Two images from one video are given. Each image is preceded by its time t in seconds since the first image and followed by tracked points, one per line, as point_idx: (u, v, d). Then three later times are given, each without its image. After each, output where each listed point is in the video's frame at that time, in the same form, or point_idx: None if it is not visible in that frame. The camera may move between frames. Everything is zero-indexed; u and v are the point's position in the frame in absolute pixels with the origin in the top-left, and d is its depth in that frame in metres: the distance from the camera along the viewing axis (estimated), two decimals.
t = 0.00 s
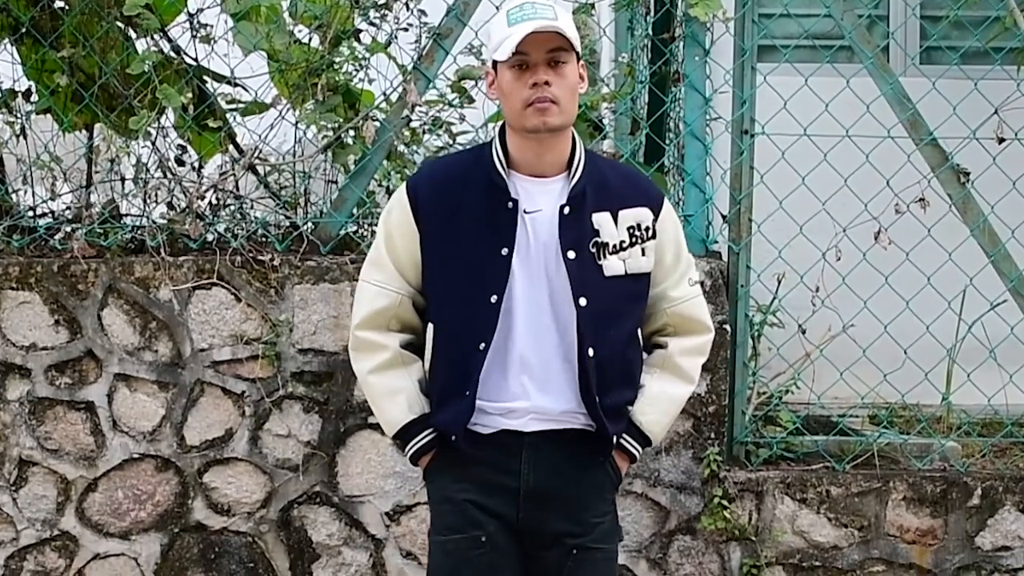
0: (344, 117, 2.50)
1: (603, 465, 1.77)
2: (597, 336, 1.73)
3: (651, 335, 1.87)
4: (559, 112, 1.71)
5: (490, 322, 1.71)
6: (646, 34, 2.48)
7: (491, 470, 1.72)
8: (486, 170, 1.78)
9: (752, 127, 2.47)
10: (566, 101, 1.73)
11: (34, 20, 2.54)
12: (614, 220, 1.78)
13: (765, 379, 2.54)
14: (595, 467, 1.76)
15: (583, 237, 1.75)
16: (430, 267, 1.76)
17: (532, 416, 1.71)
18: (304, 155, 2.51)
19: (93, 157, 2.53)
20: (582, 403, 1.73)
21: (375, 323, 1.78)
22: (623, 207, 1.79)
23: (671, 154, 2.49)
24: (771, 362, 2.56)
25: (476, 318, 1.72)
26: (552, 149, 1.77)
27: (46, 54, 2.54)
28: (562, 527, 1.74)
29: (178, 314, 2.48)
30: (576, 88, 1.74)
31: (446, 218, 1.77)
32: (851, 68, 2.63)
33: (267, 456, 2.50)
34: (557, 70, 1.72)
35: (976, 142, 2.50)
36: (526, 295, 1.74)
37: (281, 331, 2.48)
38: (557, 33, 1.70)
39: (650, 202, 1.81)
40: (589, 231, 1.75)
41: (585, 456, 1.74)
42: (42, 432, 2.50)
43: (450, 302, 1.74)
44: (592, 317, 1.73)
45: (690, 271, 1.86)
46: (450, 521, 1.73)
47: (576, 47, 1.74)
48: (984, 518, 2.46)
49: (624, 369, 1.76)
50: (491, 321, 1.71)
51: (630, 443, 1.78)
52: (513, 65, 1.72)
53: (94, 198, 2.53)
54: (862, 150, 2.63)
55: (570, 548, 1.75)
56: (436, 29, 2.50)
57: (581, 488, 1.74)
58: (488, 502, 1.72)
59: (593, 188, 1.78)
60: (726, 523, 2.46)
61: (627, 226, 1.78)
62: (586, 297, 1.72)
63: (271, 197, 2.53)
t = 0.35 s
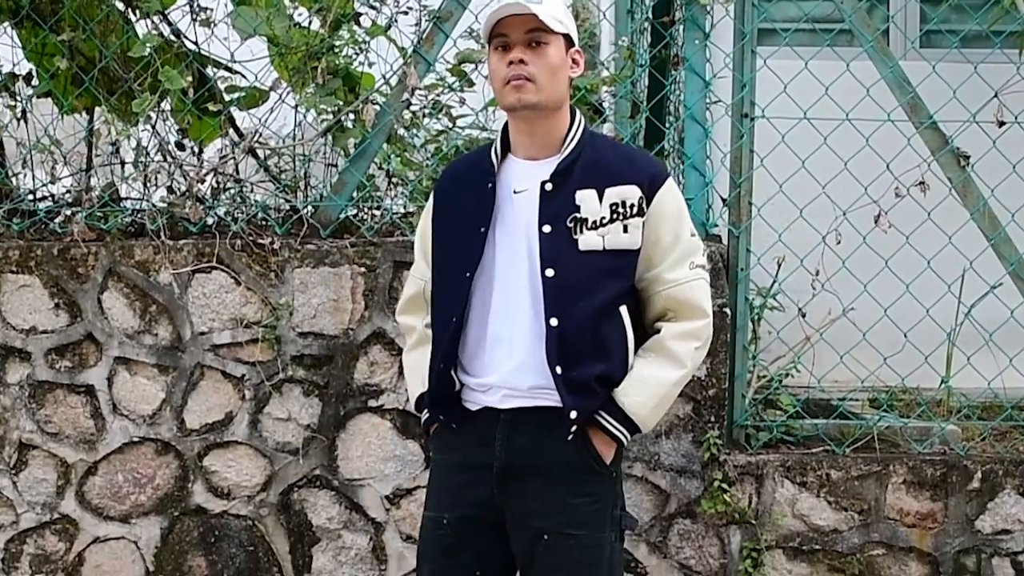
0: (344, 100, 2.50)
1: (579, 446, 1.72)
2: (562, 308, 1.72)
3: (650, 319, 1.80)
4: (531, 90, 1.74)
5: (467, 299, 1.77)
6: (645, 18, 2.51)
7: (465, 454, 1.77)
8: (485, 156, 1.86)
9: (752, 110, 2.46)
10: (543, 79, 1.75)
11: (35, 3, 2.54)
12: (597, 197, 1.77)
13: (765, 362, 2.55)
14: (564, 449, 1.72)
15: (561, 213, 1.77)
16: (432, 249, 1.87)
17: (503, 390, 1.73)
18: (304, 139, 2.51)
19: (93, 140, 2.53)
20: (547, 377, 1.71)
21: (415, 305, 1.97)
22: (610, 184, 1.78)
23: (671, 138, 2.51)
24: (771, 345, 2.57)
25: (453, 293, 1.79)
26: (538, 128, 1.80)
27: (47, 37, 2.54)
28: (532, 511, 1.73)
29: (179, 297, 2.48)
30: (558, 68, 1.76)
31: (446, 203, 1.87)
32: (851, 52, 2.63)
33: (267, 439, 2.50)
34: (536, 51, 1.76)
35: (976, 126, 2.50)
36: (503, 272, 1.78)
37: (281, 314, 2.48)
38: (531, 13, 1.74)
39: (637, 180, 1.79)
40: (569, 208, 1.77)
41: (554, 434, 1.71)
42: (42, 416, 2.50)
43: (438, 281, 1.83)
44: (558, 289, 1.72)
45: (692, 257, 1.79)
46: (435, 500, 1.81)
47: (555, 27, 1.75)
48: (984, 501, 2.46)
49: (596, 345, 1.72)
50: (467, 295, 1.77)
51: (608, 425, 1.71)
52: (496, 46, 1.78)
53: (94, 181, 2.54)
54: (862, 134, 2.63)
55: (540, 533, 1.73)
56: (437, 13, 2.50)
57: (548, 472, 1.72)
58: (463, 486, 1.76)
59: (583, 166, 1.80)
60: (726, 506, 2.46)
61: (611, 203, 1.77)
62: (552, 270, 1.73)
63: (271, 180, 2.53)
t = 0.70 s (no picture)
0: (345, 83, 2.51)
1: (525, 425, 1.76)
2: (486, 300, 1.78)
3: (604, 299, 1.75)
4: (474, 88, 1.77)
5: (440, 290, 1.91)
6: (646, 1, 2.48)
7: (454, 439, 1.88)
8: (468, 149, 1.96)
9: (752, 94, 2.47)
10: (486, 77, 1.76)
11: None
12: (529, 185, 1.77)
13: (765, 346, 2.55)
14: (512, 430, 1.77)
15: (496, 205, 1.80)
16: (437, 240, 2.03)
17: (466, 374, 1.84)
18: (303, 122, 2.52)
19: (94, 123, 2.53)
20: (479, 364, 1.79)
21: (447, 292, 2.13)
22: (540, 173, 1.76)
23: (671, 122, 2.49)
24: (771, 328, 2.56)
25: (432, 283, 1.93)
26: (493, 124, 1.82)
27: (47, 21, 2.54)
28: (498, 485, 1.80)
29: (179, 281, 2.48)
30: (503, 66, 1.76)
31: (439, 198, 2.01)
32: (851, 35, 2.64)
33: (267, 423, 2.50)
34: (479, 49, 1.77)
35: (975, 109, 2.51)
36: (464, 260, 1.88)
37: (282, 298, 2.48)
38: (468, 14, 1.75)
39: (565, 165, 1.75)
40: (501, 199, 1.79)
41: (497, 416, 1.78)
42: (42, 399, 2.50)
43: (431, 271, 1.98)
44: (484, 281, 1.78)
45: (633, 234, 1.72)
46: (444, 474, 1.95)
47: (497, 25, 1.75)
48: (984, 484, 2.46)
49: (517, 334, 1.76)
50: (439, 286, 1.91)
51: (553, 403, 1.71)
52: (449, 47, 1.82)
53: (94, 165, 2.54)
54: (862, 117, 2.63)
55: (503, 504, 1.80)
56: None
57: (502, 453, 1.78)
58: (456, 465, 1.89)
59: (524, 156, 1.79)
60: (726, 489, 2.46)
61: (540, 191, 1.76)
62: (481, 261, 1.79)
63: (270, 163, 2.53)
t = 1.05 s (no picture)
0: (344, 66, 2.52)
1: (506, 406, 1.77)
2: (475, 278, 1.80)
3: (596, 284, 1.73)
4: (480, 82, 1.77)
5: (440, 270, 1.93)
6: None
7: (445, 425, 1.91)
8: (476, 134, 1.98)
9: (752, 78, 2.47)
10: (492, 69, 1.77)
11: None
12: (525, 169, 1.77)
13: (765, 330, 2.56)
14: (493, 410, 1.78)
15: (493, 187, 1.81)
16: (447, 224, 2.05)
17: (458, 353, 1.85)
18: (303, 106, 2.52)
19: (93, 107, 2.53)
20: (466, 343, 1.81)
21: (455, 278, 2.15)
22: (537, 156, 1.77)
23: (671, 105, 2.49)
24: (771, 312, 2.58)
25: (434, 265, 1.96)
26: (497, 110, 1.83)
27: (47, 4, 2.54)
28: (484, 469, 1.82)
29: (179, 264, 2.47)
30: (509, 56, 1.76)
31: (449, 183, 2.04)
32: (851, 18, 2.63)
33: (267, 406, 2.50)
34: (484, 42, 1.76)
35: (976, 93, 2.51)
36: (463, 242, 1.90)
37: (282, 281, 2.47)
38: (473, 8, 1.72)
39: (559, 148, 1.75)
40: (499, 181, 1.80)
41: (482, 397, 1.79)
42: (42, 383, 2.50)
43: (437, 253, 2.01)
44: (475, 261, 1.80)
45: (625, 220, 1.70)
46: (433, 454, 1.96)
47: (503, 18, 1.74)
48: (984, 468, 2.46)
49: (503, 315, 1.77)
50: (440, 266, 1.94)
51: (535, 385, 1.71)
52: (451, 37, 1.79)
53: (94, 148, 2.54)
54: (863, 100, 2.62)
55: (489, 489, 1.82)
56: None
57: (485, 435, 1.80)
58: (446, 447, 1.91)
59: (524, 142, 1.80)
60: (726, 473, 2.46)
61: (535, 173, 1.76)
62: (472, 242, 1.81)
63: (270, 147, 2.53)
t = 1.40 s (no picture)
0: (344, 50, 2.51)
1: (488, 393, 1.78)
2: (473, 265, 1.79)
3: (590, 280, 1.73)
4: (484, 107, 1.76)
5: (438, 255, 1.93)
6: None
7: (433, 406, 1.93)
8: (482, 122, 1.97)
9: (752, 61, 2.48)
10: (489, 92, 1.74)
11: None
12: (529, 161, 1.77)
13: (765, 313, 2.57)
14: (476, 397, 1.80)
15: (496, 176, 1.80)
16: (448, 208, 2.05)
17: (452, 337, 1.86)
18: (303, 89, 2.52)
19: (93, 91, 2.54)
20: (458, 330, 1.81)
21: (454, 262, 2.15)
22: (542, 148, 1.76)
23: (671, 88, 2.50)
24: (770, 295, 2.59)
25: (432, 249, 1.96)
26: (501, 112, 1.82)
27: None
28: (466, 451, 1.84)
29: (179, 247, 2.47)
30: (498, 72, 1.73)
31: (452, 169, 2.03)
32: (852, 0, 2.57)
33: (267, 390, 2.50)
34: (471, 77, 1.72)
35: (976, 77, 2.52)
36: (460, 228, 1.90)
37: (282, 264, 2.47)
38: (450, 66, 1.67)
39: (565, 142, 1.74)
40: (503, 170, 1.80)
41: (467, 382, 1.80)
42: (42, 366, 2.50)
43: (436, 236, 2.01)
44: (473, 247, 1.80)
45: (622, 222, 1.70)
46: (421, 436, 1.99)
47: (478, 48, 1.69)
48: (984, 452, 2.46)
49: (499, 302, 1.76)
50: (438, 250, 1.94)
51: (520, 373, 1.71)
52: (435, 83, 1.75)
53: (94, 131, 2.54)
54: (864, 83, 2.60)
55: (471, 473, 1.84)
56: None
57: (469, 421, 1.81)
58: (434, 430, 1.94)
59: (529, 133, 1.78)
60: (726, 456, 2.46)
61: (541, 165, 1.75)
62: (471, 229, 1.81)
63: (270, 130, 2.53)
